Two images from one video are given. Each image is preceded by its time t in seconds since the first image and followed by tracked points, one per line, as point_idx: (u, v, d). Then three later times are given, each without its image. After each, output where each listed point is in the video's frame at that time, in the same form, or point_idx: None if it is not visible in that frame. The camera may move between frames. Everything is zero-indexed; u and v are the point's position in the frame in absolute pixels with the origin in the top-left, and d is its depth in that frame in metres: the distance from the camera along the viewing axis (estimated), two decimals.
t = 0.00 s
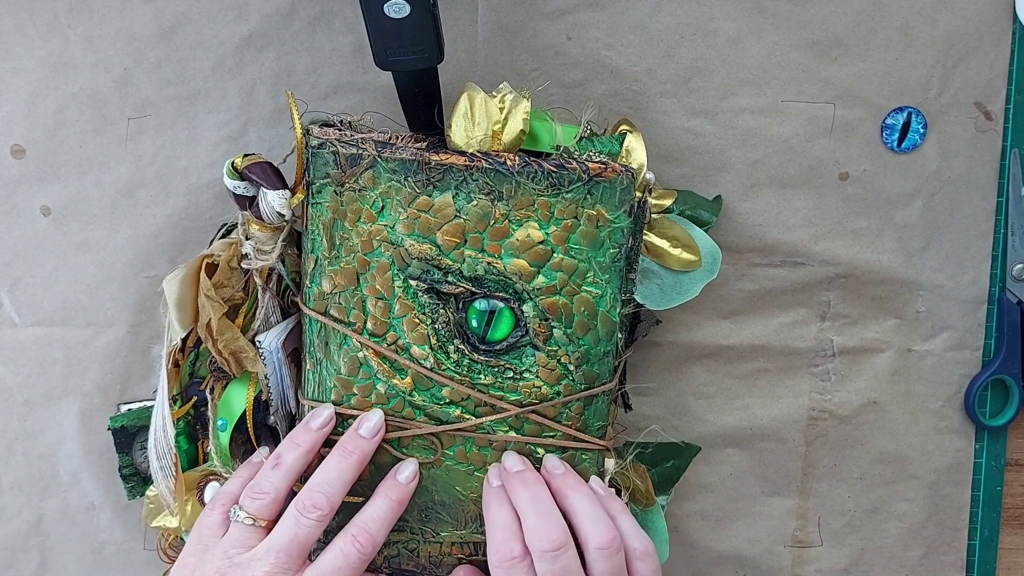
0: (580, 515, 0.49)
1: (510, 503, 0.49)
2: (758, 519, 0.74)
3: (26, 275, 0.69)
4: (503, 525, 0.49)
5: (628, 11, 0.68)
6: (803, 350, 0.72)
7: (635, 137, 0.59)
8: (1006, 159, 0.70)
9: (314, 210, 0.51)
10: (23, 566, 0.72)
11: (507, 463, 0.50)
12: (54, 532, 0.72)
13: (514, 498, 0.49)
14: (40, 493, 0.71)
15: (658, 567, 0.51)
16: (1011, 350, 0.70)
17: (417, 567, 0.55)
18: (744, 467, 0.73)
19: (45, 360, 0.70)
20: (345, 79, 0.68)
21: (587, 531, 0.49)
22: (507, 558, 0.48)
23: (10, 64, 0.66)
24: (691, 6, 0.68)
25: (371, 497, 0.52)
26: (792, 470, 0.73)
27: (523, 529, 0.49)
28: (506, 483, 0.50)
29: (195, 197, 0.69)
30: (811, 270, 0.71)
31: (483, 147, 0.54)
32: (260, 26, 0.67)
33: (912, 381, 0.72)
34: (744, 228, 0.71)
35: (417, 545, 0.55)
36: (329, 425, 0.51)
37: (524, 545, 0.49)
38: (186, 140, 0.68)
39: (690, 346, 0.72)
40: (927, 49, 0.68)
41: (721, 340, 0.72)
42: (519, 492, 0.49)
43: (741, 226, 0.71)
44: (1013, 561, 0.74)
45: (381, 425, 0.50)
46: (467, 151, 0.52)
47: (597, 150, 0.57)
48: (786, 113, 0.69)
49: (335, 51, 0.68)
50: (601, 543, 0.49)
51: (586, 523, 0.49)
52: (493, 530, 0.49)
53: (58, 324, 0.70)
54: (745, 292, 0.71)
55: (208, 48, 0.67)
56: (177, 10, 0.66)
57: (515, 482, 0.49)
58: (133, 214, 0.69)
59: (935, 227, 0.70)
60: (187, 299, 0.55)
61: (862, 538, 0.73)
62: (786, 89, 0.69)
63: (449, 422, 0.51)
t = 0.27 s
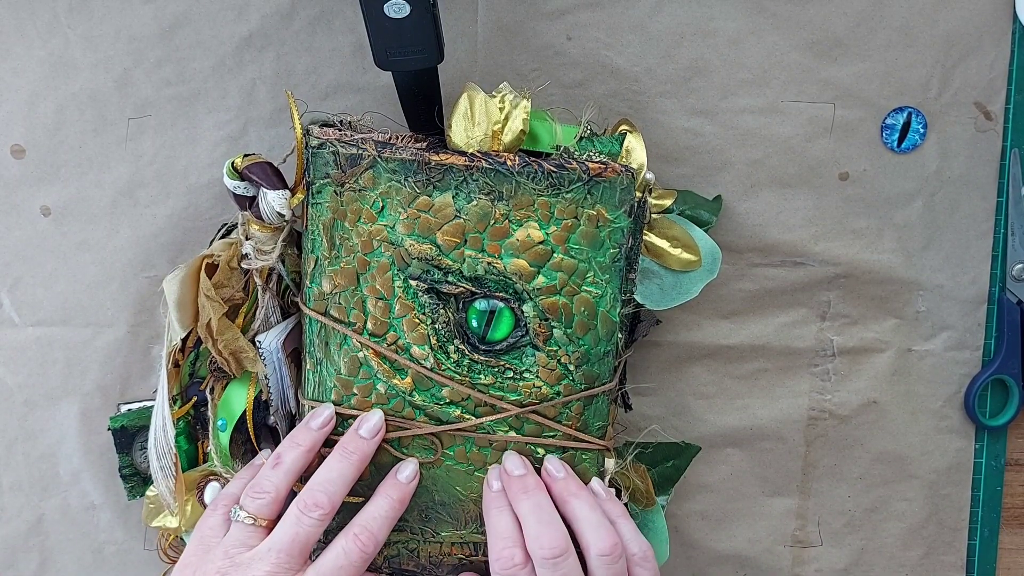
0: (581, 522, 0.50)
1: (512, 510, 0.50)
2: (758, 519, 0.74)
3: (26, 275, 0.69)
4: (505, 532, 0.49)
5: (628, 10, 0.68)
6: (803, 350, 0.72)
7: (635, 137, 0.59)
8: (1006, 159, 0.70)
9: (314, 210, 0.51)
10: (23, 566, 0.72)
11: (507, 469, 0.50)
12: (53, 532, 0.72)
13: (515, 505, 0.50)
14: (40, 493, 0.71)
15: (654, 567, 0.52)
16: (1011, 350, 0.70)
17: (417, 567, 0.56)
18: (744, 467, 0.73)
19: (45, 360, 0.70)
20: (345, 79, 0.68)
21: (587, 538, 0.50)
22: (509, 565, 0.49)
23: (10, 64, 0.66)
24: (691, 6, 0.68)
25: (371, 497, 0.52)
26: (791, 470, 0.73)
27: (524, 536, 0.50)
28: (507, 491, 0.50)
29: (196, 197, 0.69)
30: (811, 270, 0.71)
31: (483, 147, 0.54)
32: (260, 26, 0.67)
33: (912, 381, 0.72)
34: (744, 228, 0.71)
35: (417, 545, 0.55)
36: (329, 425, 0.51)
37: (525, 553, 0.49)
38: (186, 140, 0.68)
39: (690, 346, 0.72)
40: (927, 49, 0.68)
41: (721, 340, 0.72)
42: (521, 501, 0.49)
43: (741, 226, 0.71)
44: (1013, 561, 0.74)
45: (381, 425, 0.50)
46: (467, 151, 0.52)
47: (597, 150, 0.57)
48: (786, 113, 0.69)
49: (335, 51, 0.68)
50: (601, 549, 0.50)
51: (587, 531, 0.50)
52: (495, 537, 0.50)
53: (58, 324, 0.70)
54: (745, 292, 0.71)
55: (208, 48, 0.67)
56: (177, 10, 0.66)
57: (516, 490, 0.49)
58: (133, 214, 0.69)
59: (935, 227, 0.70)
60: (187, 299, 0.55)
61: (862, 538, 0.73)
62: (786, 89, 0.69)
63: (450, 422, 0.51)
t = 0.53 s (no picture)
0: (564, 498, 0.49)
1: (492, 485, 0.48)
2: (758, 519, 0.74)
3: (26, 275, 0.69)
4: (487, 509, 0.48)
5: (628, 10, 0.68)
6: (803, 350, 0.72)
7: (635, 137, 0.59)
8: (1006, 159, 0.70)
9: (313, 210, 0.51)
10: (23, 566, 0.72)
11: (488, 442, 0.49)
12: (53, 532, 0.72)
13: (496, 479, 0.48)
14: (40, 493, 0.71)
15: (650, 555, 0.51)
16: (1011, 349, 0.70)
17: (417, 566, 0.55)
18: (744, 467, 0.73)
19: (45, 360, 0.70)
20: (345, 79, 0.68)
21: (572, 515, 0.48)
22: (492, 544, 0.47)
23: (10, 64, 0.66)
24: (690, 6, 0.68)
25: (371, 496, 0.52)
26: (791, 470, 0.73)
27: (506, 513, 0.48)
28: (489, 464, 0.49)
29: (196, 197, 0.69)
30: (811, 270, 0.71)
31: (482, 147, 0.54)
32: (260, 26, 0.67)
33: (912, 381, 0.72)
34: (745, 228, 0.71)
35: (417, 545, 0.55)
36: (329, 424, 0.51)
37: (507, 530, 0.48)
38: (186, 140, 0.68)
39: (690, 346, 0.72)
40: (927, 49, 0.68)
41: (721, 340, 0.72)
42: (504, 474, 0.48)
43: (741, 226, 0.71)
44: (1013, 561, 0.74)
45: (380, 425, 0.50)
46: (467, 151, 0.52)
47: (597, 150, 0.57)
48: (786, 113, 0.69)
49: (335, 51, 0.68)
50: (590, 529, 0.48)
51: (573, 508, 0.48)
52: (477, 513, 0.48)
53: (58, 324, 0.70)
54: (745, 292, 0.71)
55: (208, 48, 0.67)
56: (177, 10, 0.66)
57: (498, 462, 0.48)
58: (133, 214, 0.69)
59: (935, 227, 0.70)
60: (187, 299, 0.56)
61: (862, 538, 0.73)
62: (786, 89, 0.69)
63: (449, 422, 0.51)
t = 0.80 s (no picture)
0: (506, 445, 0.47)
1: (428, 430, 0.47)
2: (758, 520, 0.74)
3: (26, 275, 0.69)
4: (422, 457, 0.46)
5: (628, 11, 0.68)
6: (803, 350, 0.72)
7: (635, 137, 0.59)
8: (1006, 159, 0.70)
9: (313, 210, 0.51)
10: (23, 566, 0.72)
11: (422, 386, 0.47)
12: (53, 532, 0.72)
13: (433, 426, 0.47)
14: (39, 493, 0.71)
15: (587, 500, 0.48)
16: (1011, 350, 0.70)
17: (417, 567, 0.55)
18: (743, 467, 0.73)
19: (45, 360, 0.70)
20: (345, 79, 0.68)
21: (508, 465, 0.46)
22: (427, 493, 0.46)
23: (10, 64, 0.66)
24: (690, 6, 0.68)
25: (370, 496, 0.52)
26: (791, 470, 0.73)
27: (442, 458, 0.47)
28: (428, 411, 0.47)
29: (196, 197, 0.69)
30: (811, 270, 0.71)
31: (482, 147, 0.54)
32: (260, 26, 0.67)
33: (912, 381, 0.72)
34: (745, 228, 0.71)
35: (416, 546, 0.55)
36: (327, 424, 0.51)
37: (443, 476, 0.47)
38: (186, 140, 0.68)
39: (690, 346, 0.72)
40: (926, 49, 0.68)
41: (721, 340, 0.72)
42: (442, 419, 0.47)
43: (741, 226, 0.71)
44: (1013, 561, 0.74)
45: (380, 425, 0.50)
46: (467, 151, 0.52)
47: (597, 150, 0.57)
48: (786, 113, 0.69)
49: (335, 51, 0.68)
50: (510, 470, 0.46)
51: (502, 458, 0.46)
52: (410, 462, 0.46)
53: (58, 324, 0.70)
54: (745, 292, 0.71)
55: (208, 48, 0.67)
56: (177, 10, 0.66)
57: (435, 408, 0.47)
58: (133, 213, 0.69)
59: (934, 227, 0.70)
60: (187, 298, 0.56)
61: (862, 538, 0.73)
62: (786, 89, 0.69)
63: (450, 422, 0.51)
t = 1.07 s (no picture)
0: (427, 365, 0.45)
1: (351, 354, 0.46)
2: (757, 520, 0.73)
3: (26, 275, 0.69)
4: (347, 381, 0.45)
5: (628, 10, 0.68)
6: (803, 350, 0.72)
7: (634, 137, 0.59)
8: (1006, 159, 0.69)
9: (313, 210, 0.51)
10: (23, 566, 0.72)
11: (355, 317, 0.46)
12: (53, 532, 0.72)
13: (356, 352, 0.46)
14: (39, 492, 0.71)
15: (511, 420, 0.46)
16: (1011, 350, 0.70)
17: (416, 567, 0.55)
18: (743, 467, 0.73)
19: (45, 360, 0.70)
20: (345, 79, 0.68)
21: (429, 383, 0.45)
22: (351, 414, 0.45)
23: (10, 64, 0.66)
24: (690, 5, 0.68)
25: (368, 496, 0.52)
26: (791, 470, 0.73)
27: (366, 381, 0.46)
28: (354, 337, 0.46)
29: (196, 197, 0.69)
30: (811, 270, 0.71)
31: (481, 147, 0.54)
32: (260, 26, 0.67)
33: (912, 382, 0.72)
34: (745, 228, 0.71)
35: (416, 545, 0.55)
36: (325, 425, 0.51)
37: (364, 397, 0.45)
38: (186, 140, 0.68)
39: (690, 346, 0.72)
40: (927, 48, 0.68)
41: (721, 340, 0.72)
42: (365, 343, 0.46)
43: (741, 226, 0.71)
44: (1013, 561, 0.74)
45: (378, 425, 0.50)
46: (466, 151, 0.52)
47: (596, 150, 0.57)
48: (786, 113, 0.69)
49: (335, 51, 0.68)
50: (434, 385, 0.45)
51: (423, 378, 0.45)
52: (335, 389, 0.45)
53: (58, 324, 0.70)
54: (745, 292, 0.71)
55: (208, 48, 0.67)
56: (176, 10, 0.67)
57: (361, 335, 0.46)
58: (133, 213, 0.69)
59: (935, 227, 0.70)
60: (187, 298, 0.56)
61: (862, 538, 0.73)
62: (786, 89, 0.69)
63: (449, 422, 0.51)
